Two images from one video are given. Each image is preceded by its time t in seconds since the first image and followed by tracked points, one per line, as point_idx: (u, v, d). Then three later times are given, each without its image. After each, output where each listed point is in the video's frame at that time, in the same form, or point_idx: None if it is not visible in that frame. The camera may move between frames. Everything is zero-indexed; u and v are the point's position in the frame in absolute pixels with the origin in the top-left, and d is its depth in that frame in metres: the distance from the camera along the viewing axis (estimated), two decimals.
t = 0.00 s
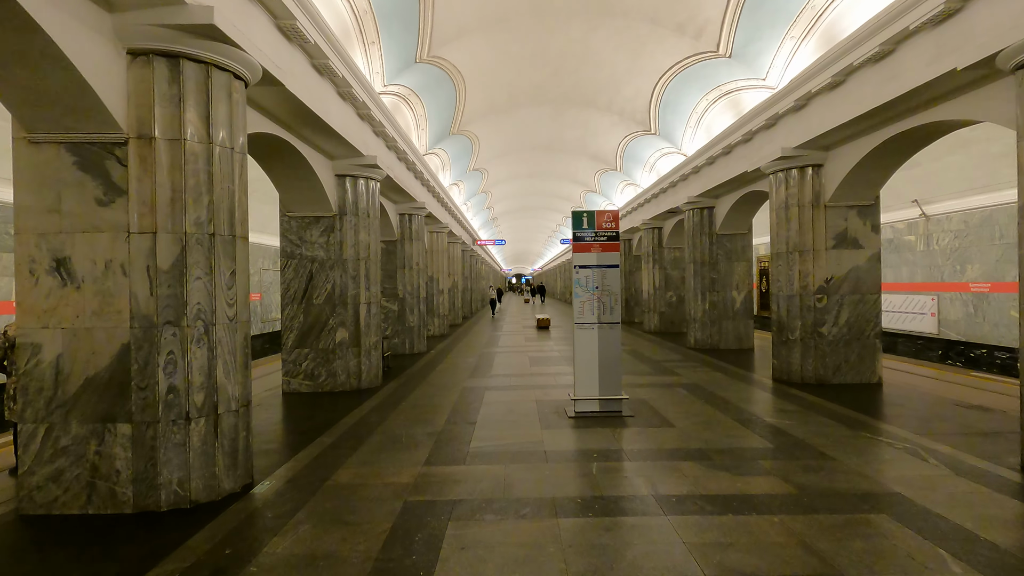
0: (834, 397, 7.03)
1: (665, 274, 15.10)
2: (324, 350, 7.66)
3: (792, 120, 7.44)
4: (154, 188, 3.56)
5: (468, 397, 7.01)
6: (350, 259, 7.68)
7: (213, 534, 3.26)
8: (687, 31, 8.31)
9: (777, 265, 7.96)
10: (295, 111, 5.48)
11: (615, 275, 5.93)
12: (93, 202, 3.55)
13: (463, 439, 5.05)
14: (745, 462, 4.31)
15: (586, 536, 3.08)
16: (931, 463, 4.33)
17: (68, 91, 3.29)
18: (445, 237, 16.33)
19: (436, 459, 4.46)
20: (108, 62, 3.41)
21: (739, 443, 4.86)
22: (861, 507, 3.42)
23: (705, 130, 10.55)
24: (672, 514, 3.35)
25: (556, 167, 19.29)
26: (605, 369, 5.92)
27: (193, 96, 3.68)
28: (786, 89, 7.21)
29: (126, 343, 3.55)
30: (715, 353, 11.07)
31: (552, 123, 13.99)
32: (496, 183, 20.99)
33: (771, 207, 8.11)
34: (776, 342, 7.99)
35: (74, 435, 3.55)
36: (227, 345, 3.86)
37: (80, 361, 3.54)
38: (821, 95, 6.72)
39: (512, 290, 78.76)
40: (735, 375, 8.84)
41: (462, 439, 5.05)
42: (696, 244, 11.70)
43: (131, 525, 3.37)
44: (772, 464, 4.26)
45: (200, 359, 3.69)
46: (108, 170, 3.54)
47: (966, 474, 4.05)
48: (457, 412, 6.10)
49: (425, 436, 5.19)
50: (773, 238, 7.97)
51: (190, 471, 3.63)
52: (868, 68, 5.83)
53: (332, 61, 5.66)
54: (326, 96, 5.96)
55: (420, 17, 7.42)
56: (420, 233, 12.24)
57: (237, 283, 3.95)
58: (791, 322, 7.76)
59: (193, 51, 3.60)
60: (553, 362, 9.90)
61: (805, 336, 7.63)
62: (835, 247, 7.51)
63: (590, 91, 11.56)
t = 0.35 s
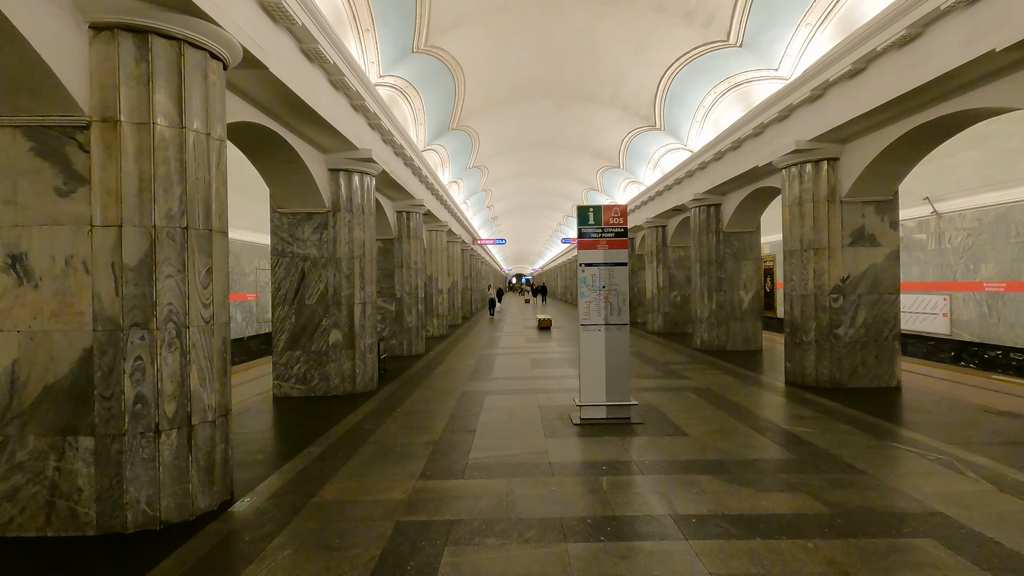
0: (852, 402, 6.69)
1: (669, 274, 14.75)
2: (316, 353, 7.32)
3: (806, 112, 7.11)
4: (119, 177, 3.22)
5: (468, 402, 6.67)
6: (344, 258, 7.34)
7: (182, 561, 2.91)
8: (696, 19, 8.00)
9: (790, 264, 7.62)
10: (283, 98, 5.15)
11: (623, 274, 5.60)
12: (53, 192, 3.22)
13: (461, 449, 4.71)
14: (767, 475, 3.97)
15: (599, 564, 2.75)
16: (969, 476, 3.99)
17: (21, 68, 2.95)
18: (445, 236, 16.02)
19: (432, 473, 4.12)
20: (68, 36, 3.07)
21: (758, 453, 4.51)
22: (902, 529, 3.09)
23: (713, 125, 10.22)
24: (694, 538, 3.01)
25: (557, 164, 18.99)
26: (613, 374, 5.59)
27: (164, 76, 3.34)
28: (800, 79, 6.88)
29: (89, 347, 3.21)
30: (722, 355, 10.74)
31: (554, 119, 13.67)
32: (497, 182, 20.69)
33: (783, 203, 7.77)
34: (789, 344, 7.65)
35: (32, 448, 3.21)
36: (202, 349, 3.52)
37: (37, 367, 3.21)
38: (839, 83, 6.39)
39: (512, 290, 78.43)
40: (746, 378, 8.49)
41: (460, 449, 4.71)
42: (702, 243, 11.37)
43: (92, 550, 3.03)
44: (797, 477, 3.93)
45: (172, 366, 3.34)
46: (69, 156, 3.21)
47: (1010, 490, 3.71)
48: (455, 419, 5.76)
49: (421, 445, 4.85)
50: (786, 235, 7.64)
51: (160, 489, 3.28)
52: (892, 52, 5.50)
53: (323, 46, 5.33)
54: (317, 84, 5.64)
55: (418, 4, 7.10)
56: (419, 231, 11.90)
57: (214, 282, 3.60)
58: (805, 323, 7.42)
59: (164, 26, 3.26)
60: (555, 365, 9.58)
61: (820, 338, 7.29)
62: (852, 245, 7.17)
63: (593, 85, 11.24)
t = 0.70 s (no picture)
0: (871, 409, 6.36)
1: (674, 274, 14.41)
2: (309, 358, 6.99)
3: (822, 104, 6.79)
4: (80, 169, 2.89)
5: (468, 409, 6.35)
6: (338, 258, 7.02)
7: None
8: (706, 9, 7.69)
9: (804, 264, 7.29)
10: (271, 86, 4.83)
11: (633, 275, 5.29)
12: (6, 184, 2.89)
13: (461, 463, 4.39)
14: (794, 495, 3.64)
15: None
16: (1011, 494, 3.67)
17: None
18: (445, 235, 15.70)
19: (429, 491, 3.80)
20: (20, 9, 2.73)
21: (780, 468, 4.18)
22: (952, 561, 2.76)
23: (721, 120, 9.89)
24: (721, 572, 2.68)
25: (559, 162, 18.70)
26: (622, 381, 5.26)
27: (132, 57, 3.00)
28: (816, 70, 6.56)
29: (48, 357, 2.89)
30: (729, 358, 10.42)
31: (556, 115, 13.34)
32: (497, 180, 20.37)
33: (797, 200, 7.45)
34: (803, 348, 7.31)
35: None
36: (176, 359, 3.20)
37: None
38: (859, 73, 6.07)
39: (512, 291, 78.17)
40: (757, 382, 8.17)
41: (460, 463, 4.39)
42: (709, 242, 11.04)
43: None
44: (826, 496, 3.60)
45: (140, 377, 3.02)
46: (24, 145, 2.88)
47: None
48: (454, 429, 5.45)
49: (417, 459, 4.53)
50: (800, 234, 7.32)
51: (126, 514, 2.96)
52: (920, 38, 5.18)
53: (314, 32, 5.01)
54: (308, 74, 5.33)
55: None
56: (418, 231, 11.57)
57: (189, 286, 3.28)
58: (820, 326, 7.08)
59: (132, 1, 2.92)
60: (558, 368, 9.26)
61: (837, 341, 6.96)
62: (870, 245, 6.84)
63: (597, 79, 10.92)
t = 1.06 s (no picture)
0: (891, 413, 6.03)
1: (678, 273, 14.07)
2: (299, 359, 6.66)
3: (838, 93, 6.46)
4: (25, 149, 2.56)
5: (466, 414, 6.02)
6: (330, 254, 6.69)
7: None
8: None
9: (818, 261, 6.95)
10: (253, 67, 4.51)
11: (640, 272, 4.96)
12: None
13: (456, 475, 4.05)
14: (822, 511, 3.31)
15: None
16: None
17: None
18: (444, 233, 15.39)
19: (420, 507, 3.46)
20: None
21: (803, 480, 3.85)
22: None
23: (728, 113, 9.56)
24: None
25: (560, 160, 18.38)
26: (629, 385, 4.93)
27: (84, 23, 2.65)
28: (832, 56, 6.23)
29: None
30: (736, 360, 10.08)
31: (557, 109, 13.02)
32: (497, 178, 20.06)
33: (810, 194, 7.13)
34: (817, 349, 6.97)
35: None
36: (136, 362, 2.87)
37: None
38: (879, 58, 5.74)
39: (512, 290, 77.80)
40: (767, 385, 7.84)
41: (455, 474, 4.06)
42: (715, 240, 10.71)
43: None
44: (856, 513, 3.27)
45: (93, 385, 2.69)
46: None
47: None
48: (450, 435, 5.11)
49: (409, 470, 4.19)
50: (813, 230, 6.99)
51: (76, 538, 2.62)
52: (947, 16, 4.86)
53: (300, 10, 4.68)
54: (294, 57, 5.00)
55: None
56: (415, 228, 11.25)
57: (151, 281, 2.95)
58: (835, 326, 6.75)
59: None
60: (560, 370, 8.93)
61: (853, 343, 6.62)
62: (889, 241, 6.51)
63: (600, 72, 10.60)
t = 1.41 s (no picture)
0: (913, 422, 5.68)
1: (682, 274, 13.72)
2: (287, 365, 6.31)
3: (856, 83, 6.12)
4: None
5: (463, 424, 5.67)
6: (320, 255, 6.34)
7: None
8: None
9: (835, 261, 6.60)
10: (231, 50, 4.16)
11: (650, 273, 4.61)
12: None
13: (449, 497, 3.70)
14: (858, 543, 2.96)
15: None
16: None
17: None
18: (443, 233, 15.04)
19: (409, 536, 3.11)
20: None
21: (831, 503, 3.50)
22: None
23: (736, 107, 9.22)
24: None
25: (562, 158, 18.04)
26: (638, 395, 4.59)
27: None
28: (851, 45, 5.88)
29: None
30: (744, 363, 9.74)
31: (558, 106, 12.68)
32: (497, 176, 19.74)
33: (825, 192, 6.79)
34: (833, 354, 6.62)
35: None
36: (83, 378, 2.51)
37: None
38: (903, 46, 5.40)
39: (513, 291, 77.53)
40: (779, 391, 7.49)
41: (449, 496, 3.70)
42: (722, 239, 10.36)
43: None
44: (897, 545, 2.92)
45: (30, 405, 2.33)
46: None
47: None
48: (444, 450, 4.76)
49: (399, 490, 3.84)
50: (830, 229, 6.64)
51: None
52: None
53: None
54: (277, 42, 4.66)
55: None
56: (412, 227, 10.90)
57: (102, 285, 2.60)
58: (853, 330, 6.40)
59: None
60: (561, 375, 8.60)
61: (872, 347, 6.28)
62: (910, 240, 6.16)
63: (603, 65, 10.25)
